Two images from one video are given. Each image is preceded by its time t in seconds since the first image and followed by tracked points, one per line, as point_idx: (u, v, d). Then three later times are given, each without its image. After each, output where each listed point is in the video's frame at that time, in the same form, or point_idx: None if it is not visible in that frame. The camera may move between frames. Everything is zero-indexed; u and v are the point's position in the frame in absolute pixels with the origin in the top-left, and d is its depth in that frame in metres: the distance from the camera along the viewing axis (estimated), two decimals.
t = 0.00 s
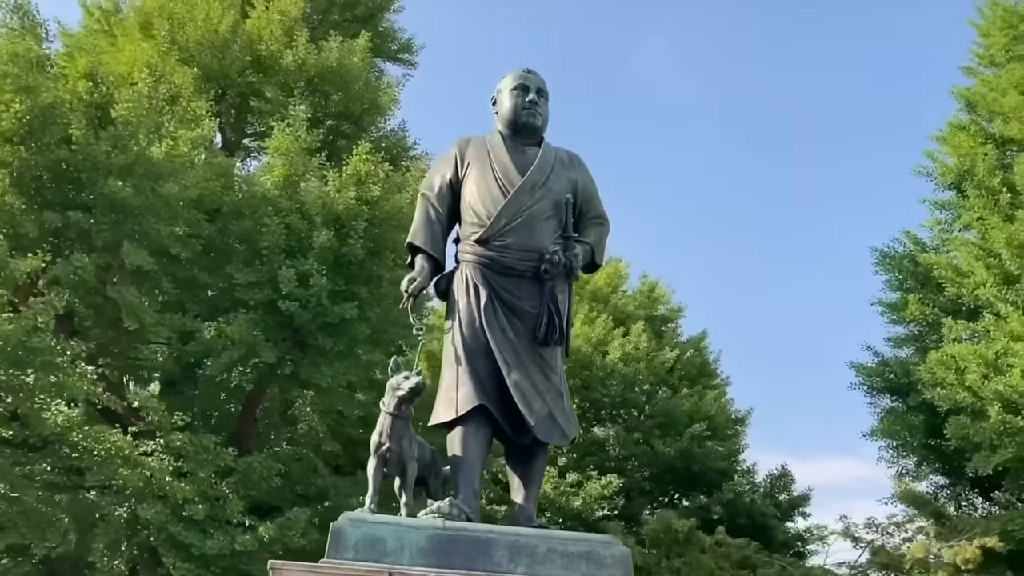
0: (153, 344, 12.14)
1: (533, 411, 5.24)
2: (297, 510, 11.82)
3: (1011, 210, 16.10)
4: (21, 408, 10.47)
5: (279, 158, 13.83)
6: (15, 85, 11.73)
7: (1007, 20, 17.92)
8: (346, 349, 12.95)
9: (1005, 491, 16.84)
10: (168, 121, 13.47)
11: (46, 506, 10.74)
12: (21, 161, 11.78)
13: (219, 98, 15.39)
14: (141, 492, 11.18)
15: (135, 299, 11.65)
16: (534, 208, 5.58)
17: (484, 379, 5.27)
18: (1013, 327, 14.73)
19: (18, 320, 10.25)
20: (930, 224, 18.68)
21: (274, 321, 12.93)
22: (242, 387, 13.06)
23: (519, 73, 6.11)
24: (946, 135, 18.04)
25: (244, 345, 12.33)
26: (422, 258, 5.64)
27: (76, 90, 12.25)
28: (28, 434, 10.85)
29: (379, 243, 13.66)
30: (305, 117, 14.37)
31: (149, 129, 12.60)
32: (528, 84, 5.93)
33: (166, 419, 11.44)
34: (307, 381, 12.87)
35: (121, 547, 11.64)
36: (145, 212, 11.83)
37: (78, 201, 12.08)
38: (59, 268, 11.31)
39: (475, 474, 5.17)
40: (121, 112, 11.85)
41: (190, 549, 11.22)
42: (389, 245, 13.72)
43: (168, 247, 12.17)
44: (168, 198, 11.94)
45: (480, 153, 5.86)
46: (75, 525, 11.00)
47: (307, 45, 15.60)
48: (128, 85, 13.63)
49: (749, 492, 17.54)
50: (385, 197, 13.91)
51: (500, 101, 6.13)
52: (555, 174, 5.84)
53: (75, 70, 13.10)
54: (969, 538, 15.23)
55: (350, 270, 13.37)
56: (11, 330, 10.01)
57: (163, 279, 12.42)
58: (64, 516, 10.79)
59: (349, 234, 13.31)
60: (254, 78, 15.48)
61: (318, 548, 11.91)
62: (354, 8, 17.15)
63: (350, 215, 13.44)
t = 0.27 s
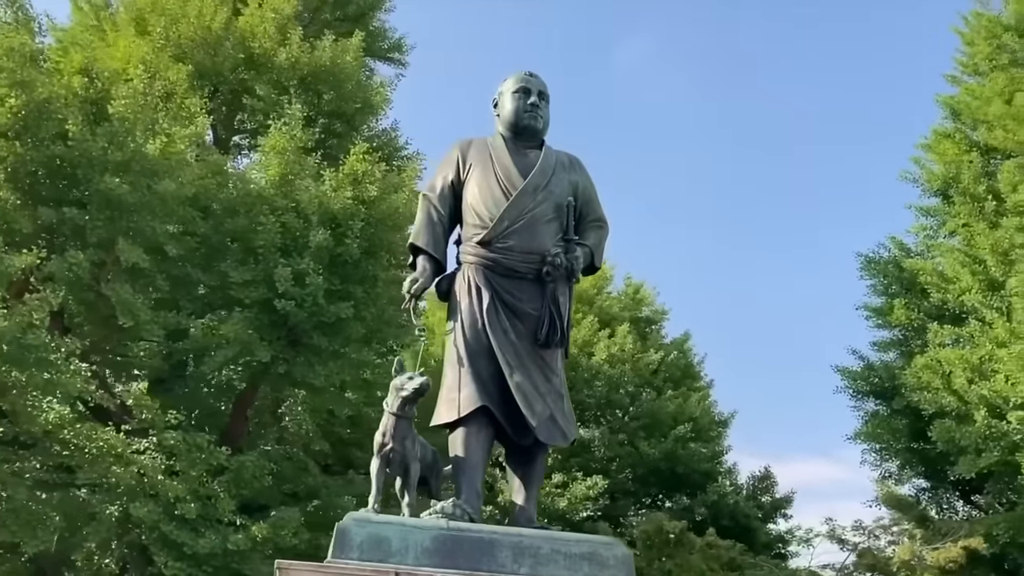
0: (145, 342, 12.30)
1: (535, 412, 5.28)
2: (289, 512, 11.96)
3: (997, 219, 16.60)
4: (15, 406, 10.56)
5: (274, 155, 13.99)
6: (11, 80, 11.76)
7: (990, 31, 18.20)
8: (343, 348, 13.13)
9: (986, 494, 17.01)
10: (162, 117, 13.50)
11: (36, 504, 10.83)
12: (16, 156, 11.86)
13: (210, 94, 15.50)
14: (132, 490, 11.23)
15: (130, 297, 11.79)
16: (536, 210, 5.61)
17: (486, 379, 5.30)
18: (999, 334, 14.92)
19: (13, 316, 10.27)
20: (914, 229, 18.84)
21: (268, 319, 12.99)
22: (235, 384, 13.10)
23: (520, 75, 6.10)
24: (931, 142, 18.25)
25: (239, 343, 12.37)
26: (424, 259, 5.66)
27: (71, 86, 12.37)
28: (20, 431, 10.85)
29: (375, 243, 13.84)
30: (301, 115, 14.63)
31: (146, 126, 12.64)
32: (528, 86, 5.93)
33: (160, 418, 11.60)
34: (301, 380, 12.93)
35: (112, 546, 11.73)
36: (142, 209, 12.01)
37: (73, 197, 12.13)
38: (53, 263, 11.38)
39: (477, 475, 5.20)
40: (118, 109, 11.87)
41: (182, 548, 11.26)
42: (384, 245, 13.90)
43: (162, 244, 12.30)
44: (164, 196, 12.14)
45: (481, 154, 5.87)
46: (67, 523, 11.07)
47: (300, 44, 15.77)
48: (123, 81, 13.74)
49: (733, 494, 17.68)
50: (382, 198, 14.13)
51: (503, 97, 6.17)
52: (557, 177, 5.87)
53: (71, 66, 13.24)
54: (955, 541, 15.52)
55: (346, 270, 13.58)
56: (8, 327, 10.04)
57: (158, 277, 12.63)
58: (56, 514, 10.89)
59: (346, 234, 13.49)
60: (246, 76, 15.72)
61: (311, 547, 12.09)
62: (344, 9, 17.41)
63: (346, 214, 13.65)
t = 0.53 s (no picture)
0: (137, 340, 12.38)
1: (538, 414, 5.31)
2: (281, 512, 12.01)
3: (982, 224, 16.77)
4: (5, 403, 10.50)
5: (271, 154, 14.12)
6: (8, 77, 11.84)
7: (975, 40, 18.51)
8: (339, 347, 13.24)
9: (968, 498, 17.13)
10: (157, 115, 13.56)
11: (26, 504, 10.95)
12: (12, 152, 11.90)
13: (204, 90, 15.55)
14: (125, 489, 11.16)
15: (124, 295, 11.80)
16: (540, 214, 5.64)
17: (490, 381, 5.32)
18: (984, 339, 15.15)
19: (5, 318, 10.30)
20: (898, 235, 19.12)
21: (263, 318, 13.03)
22: (226, 383, 13.17)
23: (523, 79, 6.09)
24: (917, 149, 18.51)
25: (235, 343, 12.45)
26: (427, 261, 5.66)
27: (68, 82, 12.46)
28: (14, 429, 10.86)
29: (372, 244, 13.98)
30: (299, 115, 14.81)
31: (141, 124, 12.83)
32: (531, 91, 5.92)
33: (154, 416, 11.54)
34: (296, 381, 12.90)
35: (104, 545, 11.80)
36: (140, 207, 12.11)
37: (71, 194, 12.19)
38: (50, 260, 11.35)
39: (481, 476, 5.23)
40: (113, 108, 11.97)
41: (174, 548, 11.23)
42: (380, 246, 14.03)
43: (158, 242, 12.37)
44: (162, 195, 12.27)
45: (484, 157, 5.87)
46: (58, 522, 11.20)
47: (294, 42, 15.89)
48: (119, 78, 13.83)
49: (717, 495, 17.80)
50: (380, 198, 14.28)
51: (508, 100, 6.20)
52: (560, 181, 5.89)
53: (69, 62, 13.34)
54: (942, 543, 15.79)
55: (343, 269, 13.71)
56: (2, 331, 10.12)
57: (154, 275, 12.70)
58: (47, 514, 11.04)
59: (344, 234, 13.61)
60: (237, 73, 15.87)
61: (300, 546, 12.27)
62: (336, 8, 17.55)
63: (344, 214, 13.77)
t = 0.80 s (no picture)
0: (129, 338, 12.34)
1: (541, 418, 5.35)
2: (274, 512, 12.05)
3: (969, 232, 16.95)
4: None
5: (269, 153, 14.24)
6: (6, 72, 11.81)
7: (960, 49, 18.83)
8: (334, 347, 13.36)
9: (951, 501, 17.34)
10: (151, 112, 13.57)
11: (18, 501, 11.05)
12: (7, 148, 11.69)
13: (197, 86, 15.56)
14: (117, 488, 11.16)
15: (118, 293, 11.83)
16: (544, 218, 5.67)
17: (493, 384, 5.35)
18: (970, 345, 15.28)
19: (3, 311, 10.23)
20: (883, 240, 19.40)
21: (258, 318, 13.15)
22: (218, 381, 13.25)
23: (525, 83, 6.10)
24: (903, 155, 18.74)
25: (231, 342, 12.55)
26: (430, 264, 5.68)
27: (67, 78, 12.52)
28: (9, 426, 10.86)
29: (368, 245, 14.12)
30: (296, 114, 14.91)
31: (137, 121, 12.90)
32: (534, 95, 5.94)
33: (148, 414, 11.59)
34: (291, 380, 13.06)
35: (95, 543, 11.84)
36: (138, 204, 12.10)
37: (67, 191, 12.12)
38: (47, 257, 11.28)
39: (483, 479, 5.26)
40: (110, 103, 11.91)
41: (167, 548, 11.26)
42: (376, 247, 14.18)
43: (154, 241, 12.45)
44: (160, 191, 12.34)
45: (488, 162, 5.89)
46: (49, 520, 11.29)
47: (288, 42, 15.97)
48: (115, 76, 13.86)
49: (701, 496, 17.92)
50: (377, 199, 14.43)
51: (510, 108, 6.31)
52: (562, 185, 5.93)
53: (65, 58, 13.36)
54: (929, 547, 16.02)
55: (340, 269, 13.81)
56: None
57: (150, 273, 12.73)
58: (38, 512, 11.13)
59: (341, 235, 13.72)
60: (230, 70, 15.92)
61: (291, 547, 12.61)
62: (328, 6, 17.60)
63: (341, 213, 13.91)
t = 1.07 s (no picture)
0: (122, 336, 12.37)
1: (543, 422, 5.40)
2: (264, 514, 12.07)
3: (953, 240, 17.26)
4: None
5: (263, 152, 14.33)
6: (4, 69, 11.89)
7: (945, 58, 19.10)
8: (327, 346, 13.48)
9: (932, 505, 17.59)
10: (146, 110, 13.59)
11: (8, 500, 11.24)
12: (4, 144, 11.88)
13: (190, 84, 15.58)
14: (108, 486, 11.17)
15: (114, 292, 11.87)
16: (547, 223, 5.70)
17: (496, 388, 5.40)
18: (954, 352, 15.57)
19: None
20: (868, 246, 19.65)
21: (252, 317, 13.27)
22: (209, 380, 13.30)
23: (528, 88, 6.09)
24: (888, 163, 19.01)
25: (226, 340, 12.63)
26: (433, 267, 5.70)
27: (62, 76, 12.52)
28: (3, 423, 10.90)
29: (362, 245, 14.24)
30: (292, 114, 14.98)
31: (133, 119, 12.93)
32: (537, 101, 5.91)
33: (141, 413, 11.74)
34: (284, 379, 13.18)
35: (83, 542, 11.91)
36: (135, 202, 12.19)
37: (64, 189, 12.21)
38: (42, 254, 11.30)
39: (485, 482, 5.31)
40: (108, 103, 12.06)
41: (158, 547, 11.29)
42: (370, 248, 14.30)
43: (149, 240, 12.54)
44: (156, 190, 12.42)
45: (490, 167, 5.88)
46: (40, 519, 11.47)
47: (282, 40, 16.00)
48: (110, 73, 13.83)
49: (683, 498, 18.07)
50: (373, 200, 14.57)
51: (508, 121, 6.48)
52: (564, 191, 5.95)
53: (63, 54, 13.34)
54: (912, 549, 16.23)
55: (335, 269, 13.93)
56: None
57: (144, 270, 12.76)
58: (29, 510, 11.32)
59: (337, 235, 13.82)
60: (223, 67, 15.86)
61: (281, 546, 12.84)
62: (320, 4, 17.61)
63: (337, 214, 14.03)
